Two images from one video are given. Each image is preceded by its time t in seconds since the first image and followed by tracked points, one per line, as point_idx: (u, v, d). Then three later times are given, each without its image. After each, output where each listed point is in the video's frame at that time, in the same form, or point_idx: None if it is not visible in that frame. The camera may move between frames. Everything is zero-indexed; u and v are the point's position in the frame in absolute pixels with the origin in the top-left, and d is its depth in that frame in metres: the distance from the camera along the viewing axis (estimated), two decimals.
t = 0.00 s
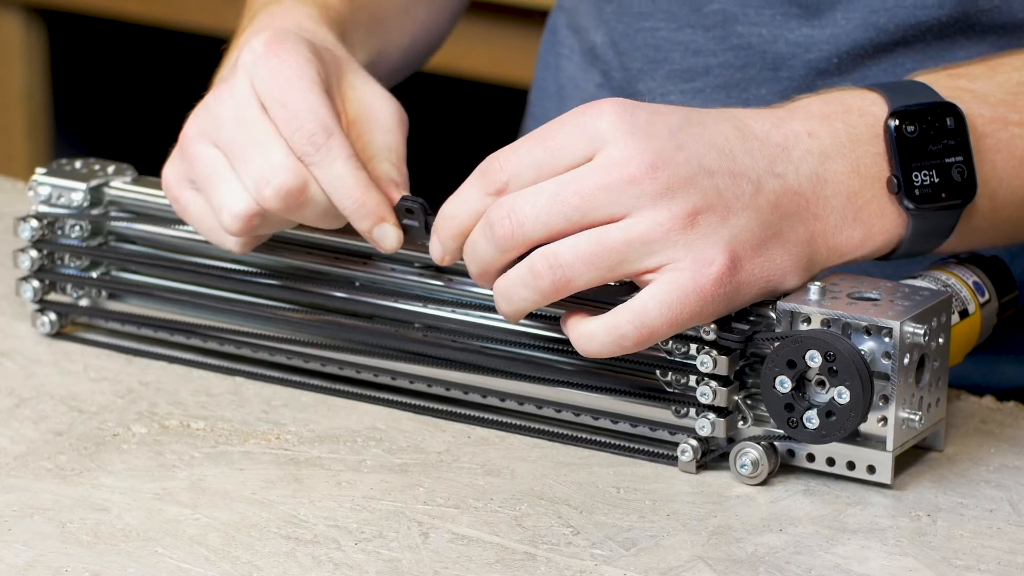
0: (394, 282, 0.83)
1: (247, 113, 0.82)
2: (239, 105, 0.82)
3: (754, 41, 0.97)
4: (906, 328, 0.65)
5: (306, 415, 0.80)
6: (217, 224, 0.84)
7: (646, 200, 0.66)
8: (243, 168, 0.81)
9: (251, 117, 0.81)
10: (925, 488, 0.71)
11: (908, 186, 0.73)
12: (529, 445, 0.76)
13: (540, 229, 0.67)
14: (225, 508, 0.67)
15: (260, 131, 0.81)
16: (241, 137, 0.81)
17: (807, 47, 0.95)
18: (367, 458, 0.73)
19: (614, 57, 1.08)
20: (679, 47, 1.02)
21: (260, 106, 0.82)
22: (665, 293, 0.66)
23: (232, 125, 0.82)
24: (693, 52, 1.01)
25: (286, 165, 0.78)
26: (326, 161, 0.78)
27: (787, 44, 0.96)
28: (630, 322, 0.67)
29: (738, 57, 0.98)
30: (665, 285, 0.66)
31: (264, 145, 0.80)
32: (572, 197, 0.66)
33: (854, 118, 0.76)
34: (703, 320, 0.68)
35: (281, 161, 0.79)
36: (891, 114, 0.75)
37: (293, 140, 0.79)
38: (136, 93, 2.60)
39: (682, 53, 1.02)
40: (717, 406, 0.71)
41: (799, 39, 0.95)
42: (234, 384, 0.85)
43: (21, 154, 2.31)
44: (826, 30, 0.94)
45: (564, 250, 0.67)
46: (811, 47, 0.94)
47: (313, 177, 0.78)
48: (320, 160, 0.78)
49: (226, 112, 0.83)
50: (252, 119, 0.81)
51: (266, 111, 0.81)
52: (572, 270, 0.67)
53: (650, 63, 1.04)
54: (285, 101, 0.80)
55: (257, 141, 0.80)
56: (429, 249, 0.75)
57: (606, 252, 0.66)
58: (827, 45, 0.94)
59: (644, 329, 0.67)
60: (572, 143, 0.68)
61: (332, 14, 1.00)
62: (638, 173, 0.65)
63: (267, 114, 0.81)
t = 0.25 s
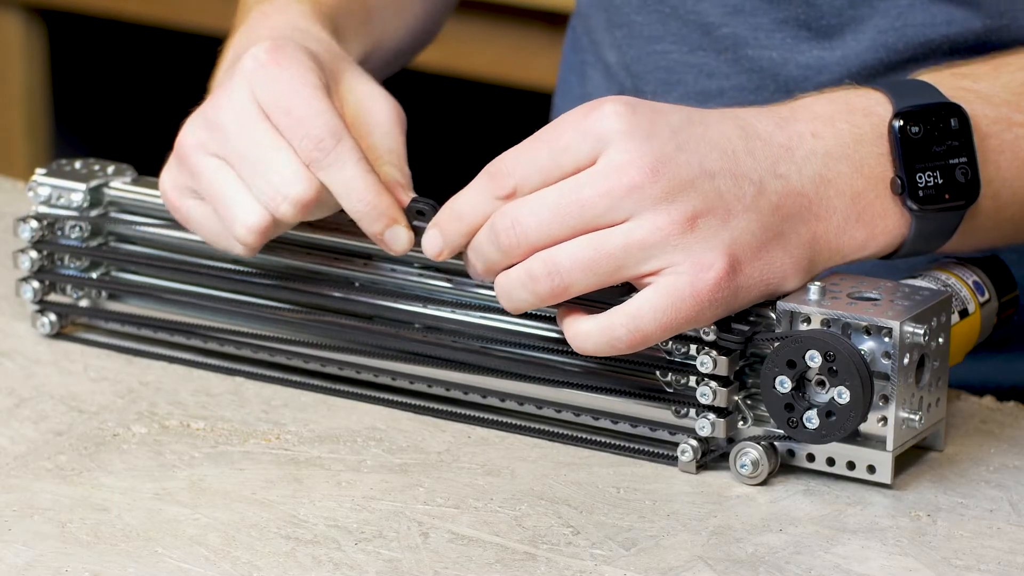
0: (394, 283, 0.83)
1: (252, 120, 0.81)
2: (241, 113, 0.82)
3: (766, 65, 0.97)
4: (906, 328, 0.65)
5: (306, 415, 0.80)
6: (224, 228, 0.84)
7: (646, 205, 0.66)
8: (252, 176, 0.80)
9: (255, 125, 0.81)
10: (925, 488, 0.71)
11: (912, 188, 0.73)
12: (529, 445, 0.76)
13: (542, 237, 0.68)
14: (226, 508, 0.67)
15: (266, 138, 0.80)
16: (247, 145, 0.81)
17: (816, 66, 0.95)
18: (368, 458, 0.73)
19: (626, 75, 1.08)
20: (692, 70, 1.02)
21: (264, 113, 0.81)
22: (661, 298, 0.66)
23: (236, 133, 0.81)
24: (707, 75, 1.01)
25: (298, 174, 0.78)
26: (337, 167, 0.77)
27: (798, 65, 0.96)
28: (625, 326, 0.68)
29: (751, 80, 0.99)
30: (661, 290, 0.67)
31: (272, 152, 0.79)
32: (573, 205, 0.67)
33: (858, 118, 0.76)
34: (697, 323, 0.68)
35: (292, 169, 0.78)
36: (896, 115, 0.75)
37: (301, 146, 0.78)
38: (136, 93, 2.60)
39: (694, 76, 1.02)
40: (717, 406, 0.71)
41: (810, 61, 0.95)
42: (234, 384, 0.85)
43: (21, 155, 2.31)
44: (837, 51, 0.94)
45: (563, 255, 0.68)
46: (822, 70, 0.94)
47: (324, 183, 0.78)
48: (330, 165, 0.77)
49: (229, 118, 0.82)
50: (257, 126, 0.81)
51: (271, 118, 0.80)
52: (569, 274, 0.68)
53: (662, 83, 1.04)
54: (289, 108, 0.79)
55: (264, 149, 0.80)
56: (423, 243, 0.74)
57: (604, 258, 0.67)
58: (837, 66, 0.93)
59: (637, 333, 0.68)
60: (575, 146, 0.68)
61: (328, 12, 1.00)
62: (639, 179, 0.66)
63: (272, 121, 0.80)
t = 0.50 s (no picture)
0: (394, 282, 0.82)
1: (257, 127, 0.80)
2: (248, 120, 0.80)
3: (768, 52, 0.97)
4: (907, 328, 0.65)
5: (306, 415, 0.80)
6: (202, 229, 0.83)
7: (667, 194, 0.65)
8: (249, 184, 0.79)
9: (258, 132, 0.79)
10: (925, 488, 0.71)
11: (927, 170, 0.71)
12: (529, 445, 0.76)
13: (560, 228, 0.67)
14: (226, 508, 0.67)
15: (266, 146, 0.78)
16: (249, 153, 0.79)
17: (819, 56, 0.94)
18: (368, 458, 0.73)
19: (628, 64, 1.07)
20: (694, 58, 1.01)
21: (269, 120, 0.79)
22: (671, 295, 0.66)
23: (240, 140, 0.81)
24: (709, 62, 1.00)
25: (291, 183, 0.76)
26: (330, 180, 0.75)
27: (800, 53, 0.95)
28: (635, 322, 0.67)
29: (754, 67, 0.98)
30: (671, 284, 0.66)
31: (269, 161, 0.78)
32: (592, 194, 0.66)
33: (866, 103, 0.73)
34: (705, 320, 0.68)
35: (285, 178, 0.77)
36: (904, 101, 0.73)
37: (296, 157, 0.76)
38: (136, 94, 2.60)
39: (696, 63, 1.01)
40: (717, 406, 0.71)
41: (813, 49, 0.94)
42: (234, 384, 0.85)
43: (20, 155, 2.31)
44: (840, 40, 0.93)
45: (584, 243, 0.67)
46: (825, 58, 0.94)
47: (317, 195, 0.76)
48: (322, 178, 0.75)
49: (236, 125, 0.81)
50: (259, 133, 0.79)
51: (275, 125, 0.79)
52: (593, 262, 0.66)
53: (662, 71, 1.04)
54: (293, 117, 0.78)
55: (262, 157, 0.78)
56: (412, 234, 0.72)
57: (627, 246, 0.66)
58: (840, 56, 0.93)
59: (647, 329, 0.68)
60: (593, 136, 0.66)
61: (343, 12, 1.00)
62: (655, 173, 0.65)
63: (274, 128, 0.79)
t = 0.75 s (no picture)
0: (394, 281, 0.82)
1: (230, 146, 0.78)
2: (222, 138, 0.79)
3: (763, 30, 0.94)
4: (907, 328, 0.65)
5: (306, 415, 0.80)
6: (206, 246, 0.82)
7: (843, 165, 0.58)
8: (233, 203, 0.78)
9: (230, 151, 0.78)
10: (925, 488, 0.71)
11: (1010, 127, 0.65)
12: (529, 445, 0.76)
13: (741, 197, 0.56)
14: (226, 507, 0.67)
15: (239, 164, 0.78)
16: (225, 173, 0.78)
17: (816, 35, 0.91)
18: (367, 458, 0.73)
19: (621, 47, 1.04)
20: (685, 35, 1.01)
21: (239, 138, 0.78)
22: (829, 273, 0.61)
23: (217, 157, 0.79)
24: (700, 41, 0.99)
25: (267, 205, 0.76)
26: (294, 193, 0.73)
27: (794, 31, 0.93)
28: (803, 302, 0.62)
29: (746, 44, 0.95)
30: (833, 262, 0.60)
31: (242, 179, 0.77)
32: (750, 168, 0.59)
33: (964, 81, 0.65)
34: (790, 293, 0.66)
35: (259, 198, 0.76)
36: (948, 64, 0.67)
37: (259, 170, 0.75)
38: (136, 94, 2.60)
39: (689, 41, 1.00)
40: (717, 406, 0.71)
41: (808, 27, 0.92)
42: (234, 384, 0.85)
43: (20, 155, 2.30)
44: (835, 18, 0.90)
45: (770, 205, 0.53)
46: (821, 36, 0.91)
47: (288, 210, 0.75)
48: (289, 192, 0.74)
49: (213, 142, 0.80)
50: (231, 150, 0.78)
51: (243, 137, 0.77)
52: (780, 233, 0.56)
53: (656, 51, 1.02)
54: (255, 131, 0.75)
55: (235, 175, 0.78)
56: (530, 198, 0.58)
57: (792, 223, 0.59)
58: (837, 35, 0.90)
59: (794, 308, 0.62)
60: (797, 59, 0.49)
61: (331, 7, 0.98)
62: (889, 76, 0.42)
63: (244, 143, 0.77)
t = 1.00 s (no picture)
0: (395, 281, 0.82)
1: (255, 151, 0.78)
2: (245, 142, 0.79)
3: (770, 23, 0.90)
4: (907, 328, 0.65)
5: (306, 415, 0.80)
6: (218, 246, 0.82)
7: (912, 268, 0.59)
8: (253, 209, 0.78)
9: (255, 154, 0.78)
10: (925, 488, 0.71)
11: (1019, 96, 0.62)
12: (529, 445, 0.76)
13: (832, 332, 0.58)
14: (225, 508, 0.67)
15: (263, 170, 0.77)
16: (249, 179, 0.78)
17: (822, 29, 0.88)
18: (367, 458, 0.73)
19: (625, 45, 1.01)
20: (691, 30, 0.95)
21: (265, 142, 0.78)
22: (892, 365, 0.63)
23: (239, 160, 0.79)
24: (705, 35, 0.94)
25: (294, 216, 0.76)
26: (326, 208, 0.74)
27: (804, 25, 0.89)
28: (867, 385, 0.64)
29: (752, 39, 0.92)
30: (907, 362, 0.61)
31: (268, 186, 0.77)
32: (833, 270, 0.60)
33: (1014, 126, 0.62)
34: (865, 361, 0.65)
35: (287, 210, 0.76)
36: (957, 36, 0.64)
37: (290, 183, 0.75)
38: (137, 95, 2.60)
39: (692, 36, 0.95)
40: (718, 405, 0.71)
41: (817, 20, 0.88)
42: (234, 384, 0.85)
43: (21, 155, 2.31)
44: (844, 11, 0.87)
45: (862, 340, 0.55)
46: (829, 29, 0.88)
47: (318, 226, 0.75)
48: (320, 208, 0.74)
49: (235, 144, 0.80)
50: (256, 156, 0.78)
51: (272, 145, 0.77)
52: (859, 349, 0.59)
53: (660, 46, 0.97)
54: (286, 142, 0.76)
55: (259, 182, 0.77)
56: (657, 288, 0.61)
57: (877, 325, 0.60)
58: (844, 28, 0.87)
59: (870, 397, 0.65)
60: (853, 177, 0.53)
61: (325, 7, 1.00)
62: (927, 218, 0.52)
63: (271, 151, 0.77)
